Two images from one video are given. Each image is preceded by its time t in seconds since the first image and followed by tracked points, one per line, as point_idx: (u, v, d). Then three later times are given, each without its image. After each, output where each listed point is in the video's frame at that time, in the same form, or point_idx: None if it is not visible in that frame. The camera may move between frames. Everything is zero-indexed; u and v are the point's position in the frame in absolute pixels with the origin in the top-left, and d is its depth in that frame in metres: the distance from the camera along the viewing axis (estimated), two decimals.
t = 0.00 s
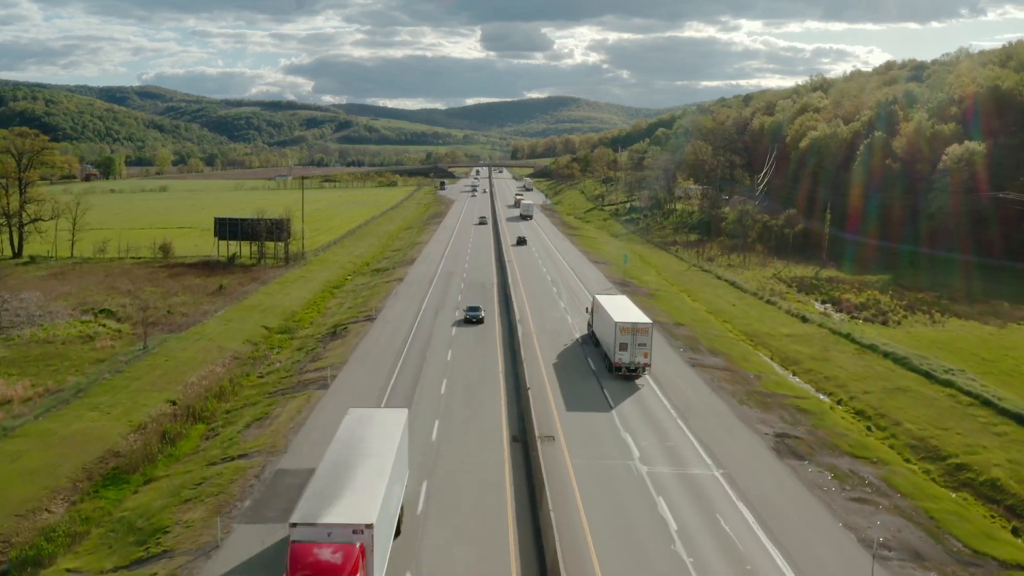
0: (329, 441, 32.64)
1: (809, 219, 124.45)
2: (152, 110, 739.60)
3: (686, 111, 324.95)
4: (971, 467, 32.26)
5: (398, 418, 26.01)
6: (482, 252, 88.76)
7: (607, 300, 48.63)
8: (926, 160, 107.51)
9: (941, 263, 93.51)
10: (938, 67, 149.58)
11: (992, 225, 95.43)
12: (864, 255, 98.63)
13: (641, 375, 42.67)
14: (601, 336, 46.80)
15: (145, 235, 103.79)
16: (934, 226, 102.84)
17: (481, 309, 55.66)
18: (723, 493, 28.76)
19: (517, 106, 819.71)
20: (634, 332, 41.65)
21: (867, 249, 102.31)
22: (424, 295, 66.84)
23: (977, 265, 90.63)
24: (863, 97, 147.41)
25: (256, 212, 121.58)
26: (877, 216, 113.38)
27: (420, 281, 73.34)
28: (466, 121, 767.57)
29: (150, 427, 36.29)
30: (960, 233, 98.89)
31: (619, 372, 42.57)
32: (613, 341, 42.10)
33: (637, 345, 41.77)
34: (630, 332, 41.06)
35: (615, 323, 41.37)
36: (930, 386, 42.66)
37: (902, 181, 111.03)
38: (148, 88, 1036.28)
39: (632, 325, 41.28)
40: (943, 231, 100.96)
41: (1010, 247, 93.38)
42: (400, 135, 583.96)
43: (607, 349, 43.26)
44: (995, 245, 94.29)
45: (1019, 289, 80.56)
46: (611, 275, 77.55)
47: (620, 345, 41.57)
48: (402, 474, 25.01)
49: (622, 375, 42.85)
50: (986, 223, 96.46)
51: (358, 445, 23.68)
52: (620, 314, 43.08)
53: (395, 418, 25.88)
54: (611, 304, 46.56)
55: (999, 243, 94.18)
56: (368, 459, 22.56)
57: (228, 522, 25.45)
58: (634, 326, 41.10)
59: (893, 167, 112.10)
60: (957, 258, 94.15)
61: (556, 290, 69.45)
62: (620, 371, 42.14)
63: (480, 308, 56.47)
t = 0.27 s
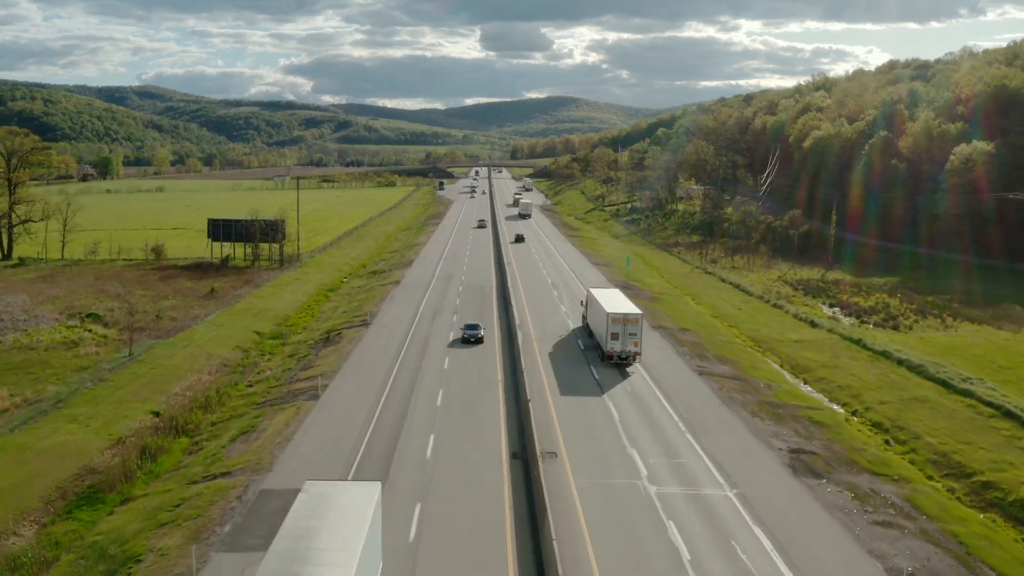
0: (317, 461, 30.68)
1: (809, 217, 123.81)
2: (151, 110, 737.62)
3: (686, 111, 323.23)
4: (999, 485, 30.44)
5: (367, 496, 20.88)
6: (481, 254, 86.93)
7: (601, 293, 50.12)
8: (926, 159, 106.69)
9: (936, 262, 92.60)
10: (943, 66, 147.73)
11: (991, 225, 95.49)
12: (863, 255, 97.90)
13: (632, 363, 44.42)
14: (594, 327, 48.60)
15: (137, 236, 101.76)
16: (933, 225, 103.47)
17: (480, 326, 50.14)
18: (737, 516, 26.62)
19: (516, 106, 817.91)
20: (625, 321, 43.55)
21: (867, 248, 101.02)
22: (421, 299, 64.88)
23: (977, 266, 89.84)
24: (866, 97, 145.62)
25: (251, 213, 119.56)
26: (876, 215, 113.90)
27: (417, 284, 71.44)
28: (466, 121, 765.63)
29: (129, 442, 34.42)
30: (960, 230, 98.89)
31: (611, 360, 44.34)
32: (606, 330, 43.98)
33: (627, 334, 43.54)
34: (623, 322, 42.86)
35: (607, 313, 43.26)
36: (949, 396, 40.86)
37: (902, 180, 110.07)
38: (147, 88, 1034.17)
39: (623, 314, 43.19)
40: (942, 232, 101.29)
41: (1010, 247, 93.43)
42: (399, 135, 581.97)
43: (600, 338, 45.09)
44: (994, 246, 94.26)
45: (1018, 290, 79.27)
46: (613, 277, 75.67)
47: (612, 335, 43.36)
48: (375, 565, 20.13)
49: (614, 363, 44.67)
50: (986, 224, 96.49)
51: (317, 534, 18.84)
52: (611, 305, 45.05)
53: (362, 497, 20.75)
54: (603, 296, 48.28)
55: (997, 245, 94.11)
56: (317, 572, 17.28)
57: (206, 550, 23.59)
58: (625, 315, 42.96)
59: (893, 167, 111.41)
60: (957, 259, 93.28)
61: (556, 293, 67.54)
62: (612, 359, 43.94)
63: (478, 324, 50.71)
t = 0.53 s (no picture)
0: (302, 479, 28.94)
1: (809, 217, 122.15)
2: (150, 110, 735.71)
3: (686, 111, 321.50)
4: None
5: None
6: (480, 256, 85.11)
7: (596, 287, 51.91)
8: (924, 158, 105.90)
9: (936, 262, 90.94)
10: (948, 65, 146.00)
11: (991, 226, 93.79)
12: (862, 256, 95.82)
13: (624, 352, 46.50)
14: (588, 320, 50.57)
15: (129, 238, 99.81)
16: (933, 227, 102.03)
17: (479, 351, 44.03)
18: (753, 541, 24.63)
19: (516, 106, 816.30)
20: (616, 312, 45.54)
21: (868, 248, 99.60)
22: (418, 302, 62.88)
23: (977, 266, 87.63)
24: (871, 96, 143.83)
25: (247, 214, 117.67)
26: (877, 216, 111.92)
27: (414, 287, 69.50)
28: (465, 121, 763.72)
29: (106, 459, 32.63)
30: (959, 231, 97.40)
31: (603, 350, 46.38)
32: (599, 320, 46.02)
33: (619, 325, 45.56)
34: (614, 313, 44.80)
35: (599, 304, 45.31)
36: (969, 407, 39.03)
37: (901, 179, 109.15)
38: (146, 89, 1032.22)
39: (614, 305, 45.20)
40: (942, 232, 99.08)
41: (1009, 247, 90.91)
42: (399, 135, 580.14)
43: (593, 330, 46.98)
44: (994, 246, 91.72)
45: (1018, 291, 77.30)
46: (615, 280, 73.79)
47: (604, 325, 45.34)
48: None
49: (606, 353, 46.68)
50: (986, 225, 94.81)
51: None
52: (604, 297, 47.13)
53: None
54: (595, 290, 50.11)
55: (996, 245, 91.81)
56: None
57: None
58: (616, 306, 44.96)
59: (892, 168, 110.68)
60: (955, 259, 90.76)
61: (557, 296, 65.63)
62: (604, 348, 45.96)
63: (476, 348, 44.37)
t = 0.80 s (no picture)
0: (292, 491, 27.84)
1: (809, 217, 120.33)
2: (149, 110, 734.17)
3: (686, 111, 319.78)
4: None
5: None
6: (478, 258, 83.26)
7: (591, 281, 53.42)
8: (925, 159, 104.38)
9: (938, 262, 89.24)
10: (953, 64, 144.22)
11: (991, 227, 92.74)
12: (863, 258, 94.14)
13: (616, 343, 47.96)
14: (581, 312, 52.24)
15: (121, 239, 97.91)
16: (932, 226, 100.87)
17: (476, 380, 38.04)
18: (772, 570, 22.77)
19: (515, 106, 814.64)
20: (608, 305, 47.28)
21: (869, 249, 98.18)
22: (415, 306, 60.97)
23: (976, 267, 86.20)
24: (874, 96, 142.09)
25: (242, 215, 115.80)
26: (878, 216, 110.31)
27: (411, 290, 67.63)
28: (464, 121, 761.96)
29: (81, 477, 30.91)
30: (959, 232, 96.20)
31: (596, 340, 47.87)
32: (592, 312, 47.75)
33: (611, 316, 47.16)
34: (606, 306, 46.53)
35: (592, 296, 47.06)
36: (990, 418, 37.20)
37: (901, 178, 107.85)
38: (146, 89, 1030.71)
39: (606, 297, 46.95)
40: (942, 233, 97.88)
41: (1009, 248, 90.03)
42: (398, 136, 578.31)
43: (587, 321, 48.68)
44: (994, 248, 90.79)
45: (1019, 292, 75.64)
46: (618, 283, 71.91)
47: (596, 316, 46.85)
48: None
49: (598, 343, 48.17)
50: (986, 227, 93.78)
51: None
52: (596, 290, 48.83)
53: None
54: (588, 283, 51.71)
55: (996, 248, 90.69)
56: None
57: None
58: (608, 299, 46.65)
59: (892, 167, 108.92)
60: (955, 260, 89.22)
61: (557, 299, 63.74)
62: (597, 339, 47.68)
63: (473, 378, 38.20)
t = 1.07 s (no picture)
0: (279, 505, 26.62)
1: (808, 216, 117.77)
2: (148, 109, 732.57)
3: (687, 111, 318.17)
4: None
5: None
6: (477, 261, 81.42)
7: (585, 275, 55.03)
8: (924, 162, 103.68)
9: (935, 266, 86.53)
10: (958, 63, 142.45)
11: (991, 227, 90.63)
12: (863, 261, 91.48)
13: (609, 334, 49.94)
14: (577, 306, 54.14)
15: (113, 241, 96.09)
16: (932, 226, 98.58)
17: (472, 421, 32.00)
18: None
19: (515, 106, 812.92)
20: (601, 297, 49.18)
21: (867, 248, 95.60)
22: (411, 310, 59.06)
23: (977, 268, 83.99)
24: (879, 95, 140.27)
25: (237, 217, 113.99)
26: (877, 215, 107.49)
27: (408, 293, 65.72)
28: (464, 121, 760.28)
29: (52, 498, 29.14)
30: (959, 232, 94.09)
31: (590, 332, 49.84)
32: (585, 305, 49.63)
33: (604, 308, 48.99)
34: (599, 299, 48.43)
35: (586, 289, 49.01)
36: (1014, 432, 35.36)
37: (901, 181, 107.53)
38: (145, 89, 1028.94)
39: (598, 290, 48.86)
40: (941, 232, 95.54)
41: (1008, 246, 88.19)
42: (397, 136, 576.53)
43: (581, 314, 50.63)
44: (994, 247, 88.77)
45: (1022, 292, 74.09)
46: (620, 286, 70.03)
47: (589, 309, 48.76)
48: None
49: (591, 334, 50.12)
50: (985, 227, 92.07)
51: None
52: (591, 283, 50.72)
53: None
54: (584, 278, 53.45)
55: (995, 246, 88.62)
56: None
57: None
58: (601, 292, 48.54)
59: (895, 165, 108.52)
60: (954, 259, 87.43)
61: (557, 302, 61.85)
62: (591, 330, 49.56)
63: (468, 421, 31.94)
